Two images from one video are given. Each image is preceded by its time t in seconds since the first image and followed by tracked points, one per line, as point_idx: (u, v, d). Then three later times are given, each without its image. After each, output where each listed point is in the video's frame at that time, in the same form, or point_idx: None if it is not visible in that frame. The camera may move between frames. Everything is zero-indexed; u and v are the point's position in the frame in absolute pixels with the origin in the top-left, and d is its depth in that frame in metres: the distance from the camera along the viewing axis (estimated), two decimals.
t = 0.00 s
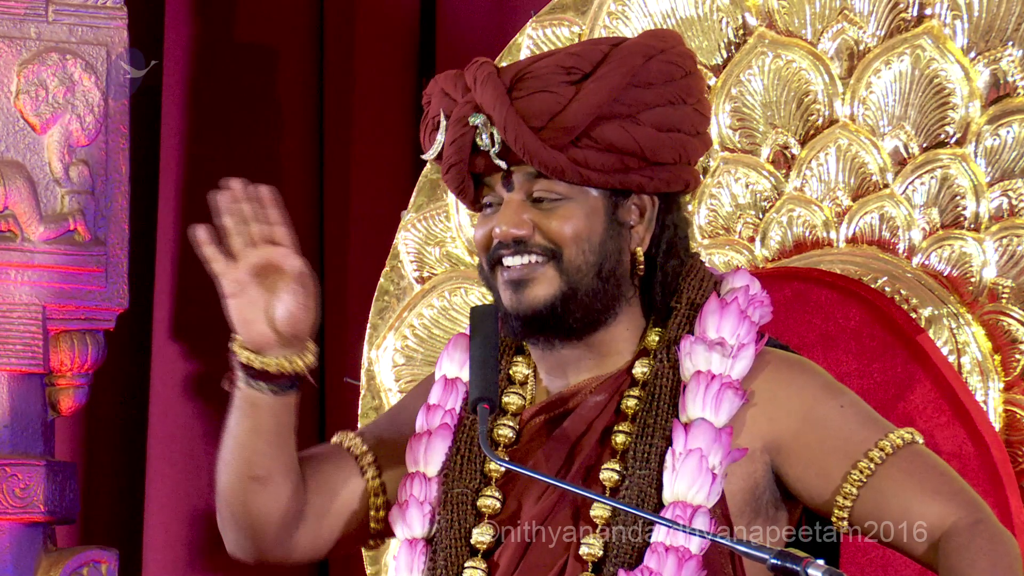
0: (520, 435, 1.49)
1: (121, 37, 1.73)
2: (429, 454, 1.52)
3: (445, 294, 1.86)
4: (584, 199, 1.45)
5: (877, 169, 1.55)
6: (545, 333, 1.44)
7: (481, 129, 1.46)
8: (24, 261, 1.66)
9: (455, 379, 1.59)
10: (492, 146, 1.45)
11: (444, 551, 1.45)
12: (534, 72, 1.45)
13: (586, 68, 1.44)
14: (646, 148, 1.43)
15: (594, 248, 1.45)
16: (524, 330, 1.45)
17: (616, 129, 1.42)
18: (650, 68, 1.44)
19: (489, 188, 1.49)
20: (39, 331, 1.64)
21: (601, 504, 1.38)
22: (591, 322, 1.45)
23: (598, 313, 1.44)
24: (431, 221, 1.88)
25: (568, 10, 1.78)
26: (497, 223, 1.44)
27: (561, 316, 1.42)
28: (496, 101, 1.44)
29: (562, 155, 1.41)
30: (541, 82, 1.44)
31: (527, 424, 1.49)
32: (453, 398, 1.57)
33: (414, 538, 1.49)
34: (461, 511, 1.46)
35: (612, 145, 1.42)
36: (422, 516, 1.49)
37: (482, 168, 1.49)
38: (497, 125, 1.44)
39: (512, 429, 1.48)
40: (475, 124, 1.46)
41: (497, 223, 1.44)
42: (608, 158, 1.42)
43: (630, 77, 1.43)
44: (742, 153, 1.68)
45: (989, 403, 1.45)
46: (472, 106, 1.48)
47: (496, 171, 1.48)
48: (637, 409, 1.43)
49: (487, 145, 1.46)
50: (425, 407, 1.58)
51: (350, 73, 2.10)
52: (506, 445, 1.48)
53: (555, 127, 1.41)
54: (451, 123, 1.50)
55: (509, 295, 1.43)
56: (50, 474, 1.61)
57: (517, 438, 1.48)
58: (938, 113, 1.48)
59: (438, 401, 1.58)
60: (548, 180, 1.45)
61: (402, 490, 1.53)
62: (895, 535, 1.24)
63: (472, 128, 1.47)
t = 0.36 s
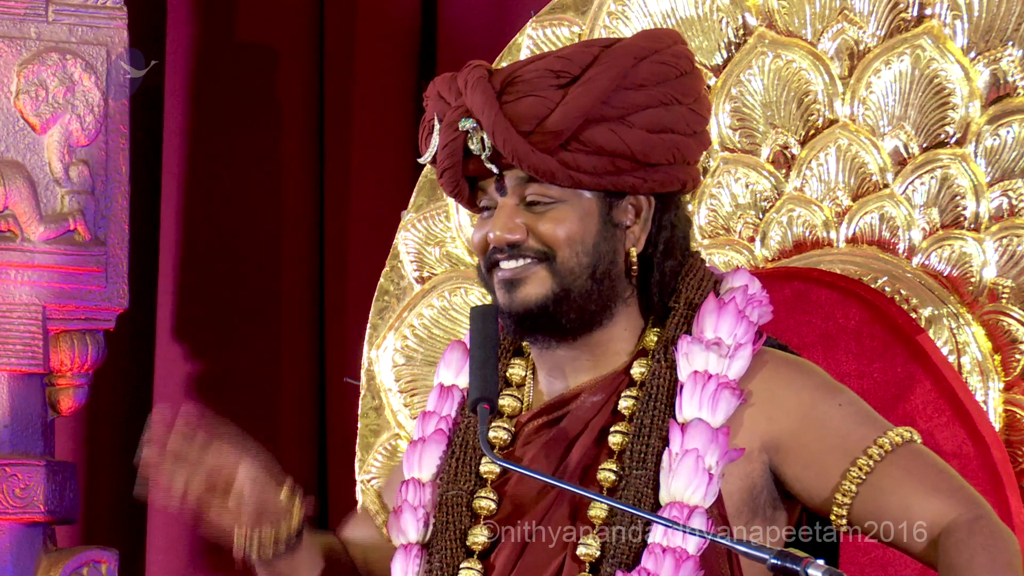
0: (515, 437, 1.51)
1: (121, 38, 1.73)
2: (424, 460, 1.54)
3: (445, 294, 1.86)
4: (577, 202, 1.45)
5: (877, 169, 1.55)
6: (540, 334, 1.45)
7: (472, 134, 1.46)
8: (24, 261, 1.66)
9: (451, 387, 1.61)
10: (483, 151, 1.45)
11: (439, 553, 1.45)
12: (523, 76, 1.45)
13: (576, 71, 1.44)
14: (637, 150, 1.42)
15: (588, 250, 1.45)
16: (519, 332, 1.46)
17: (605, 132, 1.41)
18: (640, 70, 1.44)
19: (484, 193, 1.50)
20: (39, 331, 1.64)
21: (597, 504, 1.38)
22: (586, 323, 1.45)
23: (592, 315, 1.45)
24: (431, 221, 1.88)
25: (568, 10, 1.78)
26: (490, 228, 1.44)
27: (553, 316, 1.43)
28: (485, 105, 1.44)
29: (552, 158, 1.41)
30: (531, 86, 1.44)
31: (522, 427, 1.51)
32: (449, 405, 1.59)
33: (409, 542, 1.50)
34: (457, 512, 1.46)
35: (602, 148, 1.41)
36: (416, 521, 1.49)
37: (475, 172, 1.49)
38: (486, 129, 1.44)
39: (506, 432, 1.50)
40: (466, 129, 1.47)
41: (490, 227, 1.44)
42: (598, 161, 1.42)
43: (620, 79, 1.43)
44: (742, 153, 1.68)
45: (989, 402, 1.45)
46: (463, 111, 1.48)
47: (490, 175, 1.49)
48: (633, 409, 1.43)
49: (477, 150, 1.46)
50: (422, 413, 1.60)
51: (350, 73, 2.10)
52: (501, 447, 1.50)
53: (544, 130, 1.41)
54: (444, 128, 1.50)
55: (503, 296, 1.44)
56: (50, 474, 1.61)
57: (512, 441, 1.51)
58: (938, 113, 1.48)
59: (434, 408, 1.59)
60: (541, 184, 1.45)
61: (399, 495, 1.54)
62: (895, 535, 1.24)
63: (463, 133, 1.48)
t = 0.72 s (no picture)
0: (514, 438, 1.51)
1: (121, 38, 1.73)
2: (424, 463, 1.55)
3: (445, 294, 1.86)
4: (574, 204, 1.45)
5: (877, 169, 1.55)
6: (537, 335, 1.46)
7: (469, 135, 1.47)
8: (24, 261, 1.66)
9: (450, 389, 1.62)
10: (481, 152, 1.46)
11: (439, 554, 1.46)
12: (520, 77, 1.45)
13: (573, 72, 1.44)
14: (634, 152, 1.42)
15: (584, 252, 1.45)
16: (518, 333, 1.46)
17: (602, 134, 1.41)
18: (637, 72, 1.43)
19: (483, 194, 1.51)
20: (38, 332, 1.64)
21: (597, 505, 1.38)
22: (584, 324, 1.45)
23: (590, 317, 1.45)
24: (432, 221, 1.88)
25: (568, 10, 1.78)
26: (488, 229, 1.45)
27: (550, 317, 1.44)
28: (481, 106, 1.44)
29: (549, 159, 1.42)
30: (527, 87, 1.44)
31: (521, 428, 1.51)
32: (449, 408, 1.59)
33: (409, 545, 1.51)
34: (457, 513, 1.47)
35: (599, 149, 1.41)
36: (417, 523, 1.51)
37: (474, 173, 1.50)
38: (483, 130, 1.44)
39: (506, 432, 1.50)
40: (462, 130, 1.48)
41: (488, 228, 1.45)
42: (595, 162, 1.42)
43: (617, 81, 1.42)
44: (742, 153, 1.68)
45: (989, 403, 1.45)
46: (461, 111, 1.49)
47: (488, 176, 1.50)
48: (632, 410, 1.43)
49: (476, 151, 1.47)
50: (421, 416, 1.61)
51: (350, 73, 2.10)
52: (500, 448, 1.50)
53: (540, 132, 1.41)
54: (443, 129, 1.51)
55: (501, 298, 1.44)
56: (50, 474, 1.61)
57: (512, 442, 1.51)
58: (938, 113, 1.48)
59: (434, 411, 1.60)
60: (538, 186, 1.45)
61: (399, 497, 1.55)
62: (895, 535, 1.24)
63: (461, 134, 1.49)
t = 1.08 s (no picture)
0: (511, 437, 1.51)
1: (121, 38, 1.73)
2: (421, 463, 1.55)
3: (445, 294, 1.86)
4: (570, 207, 1.45)
5: (878, 168, 1.55)
6: (534, 339, 1.46)
7: (465, 139, 1.47)
8: (24, 261, 1.66)
9: (447, 388, 1.62)
10: (477, 156, 1.46)
11: (438, 554, 1.46)
12: (517, 82, 1.45)
13: (569, 76, 1.44)
14: (631, 156, 1.42)
15: (580, 257, 1.45)
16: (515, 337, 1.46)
17: (598, 138, 1.41)
18: (632, 76, 1.43)
19: (479, 196, 1.51)
20: (38, 331, 1.64)
21: (596, 505, 1.38)
22: (581, 328, 1.46)
23: (586, 321, 1.45)
24: (432, 221, 1.88)
25: (569, 10, 1.79)
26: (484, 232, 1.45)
27: (547, 322, 1.44)
28: (478, 111, 1.44)
29: (546, 164, 1.42)
30: (524, 91, 1.44)
31: (518, 428, 1.52)
32: (445, 407, 1.59)
33: (407, 545, 1.51)
34: (455, 514, 1.47)
35: (596, 154, 1.41)
36: (415, 523, 1.51)
37: (469, 176, 1.50)
38: (480, 135, 1.44)
39: (502, 433, 1.51)
40: (458, 134, 1.48)
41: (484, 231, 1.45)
42: (591, 167, 1.42)
43: (613, 84, 1.42)
44: (742, 153, 1.69)
45: (989, 403, 1.45)
46: (458, 115, 1.49)
47: (483, 179, 1.50)
48: (630, 411, 1.44)
49: (472, 155, 1.47)
50: (418, 416, 1.61)
51: (349, 73, 2.10)
52: (498, 448, 1.51)
53: (537, 136, 1.41)
54: (439, 132, 1.51)
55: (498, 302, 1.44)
56: (50, 474, 1.61)
57: (508, 441, 1.51)
58: (938, 113, 1.48)
59: (430, 411, 1.60)
60: (535, 192, 1.45)
61: (396, 496, 1.55)
62: (895, 535, 1.23)
63: (457, 139, 1.49)
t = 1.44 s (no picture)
0: (510, 436, 1.51)
1: (121, 38, 1.73)
2: (421, 462, 1.55)
3: (445, 294, 1.86)
4: (569, 209, 1.46)
5: (877, 169, 1.55)
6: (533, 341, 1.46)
7: (463, 141, 1.47)
8: (24, 261, 1.66)
9: (446, 387, 1.62)
10: (475, 158, 1.47)
11: (438, 553, 1.45)
12: (515, 83, 1.45)
13: (567, 78, 1.44)
14: (629, 158, 1.42)
15: (579, 258, 1.45)
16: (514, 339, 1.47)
17: (596, 139, 1.41)
18: (631, 77, 1.43)
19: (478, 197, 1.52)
20: (38, 332, 1.64)
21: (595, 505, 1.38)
22: (580, 331, 1.46)
23: (586, 322, 1.46)
24: (432, 221, 1.88)
25: (568, 10, 1.79)
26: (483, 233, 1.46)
27: (548, 324, 1.44)
28: (476, 113, 1.44)
29: (544, 165, 1.42)
30: (523, 93, 1.44)
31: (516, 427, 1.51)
32: (444, 407, 1.59)
33: (407, 544, 1.51)
34: (455, 513, 1.47)
35: (594, 156, 1.41)
36: (415, 522, 1.51)
37: (469, 177, 1.50)
38: (478, 137, 1.44)
39: (501, 432, 1.50)
40: (456, 136, 1.48)
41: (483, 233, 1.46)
42: (589, 168, 1.42)
43: (612, 86, 1.42)
44: (742, 153, 1.69)
45: (989, 402, 1.45)
46: (456, 116, 1.49)
47: (482, 181, 1.50)
48: (628, 410, 1.44)
49: (470, 156, 1.47)
50: (417, 415, 1.61)
51: (349, 73, 2.10)
52: (497, 447, 1.50)
53: (535, 138, 1.41)
54: (437, 133, 1.51)
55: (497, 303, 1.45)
56: (50, 474, 1.61)
57: (508, 440, 1.51)
58: (938, 113, 1.48)
59: (430, 410, 1.60)
60: (533, 192, 1.46)
61: (396, 496, 1.55)
62: (896, 534, 1.23)
63: (456, 141, 1.49)
